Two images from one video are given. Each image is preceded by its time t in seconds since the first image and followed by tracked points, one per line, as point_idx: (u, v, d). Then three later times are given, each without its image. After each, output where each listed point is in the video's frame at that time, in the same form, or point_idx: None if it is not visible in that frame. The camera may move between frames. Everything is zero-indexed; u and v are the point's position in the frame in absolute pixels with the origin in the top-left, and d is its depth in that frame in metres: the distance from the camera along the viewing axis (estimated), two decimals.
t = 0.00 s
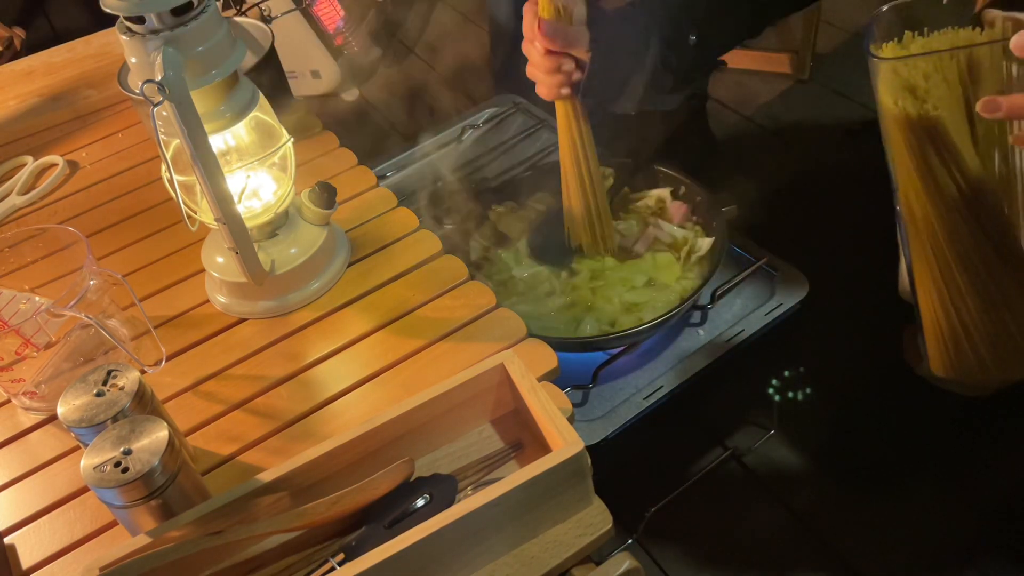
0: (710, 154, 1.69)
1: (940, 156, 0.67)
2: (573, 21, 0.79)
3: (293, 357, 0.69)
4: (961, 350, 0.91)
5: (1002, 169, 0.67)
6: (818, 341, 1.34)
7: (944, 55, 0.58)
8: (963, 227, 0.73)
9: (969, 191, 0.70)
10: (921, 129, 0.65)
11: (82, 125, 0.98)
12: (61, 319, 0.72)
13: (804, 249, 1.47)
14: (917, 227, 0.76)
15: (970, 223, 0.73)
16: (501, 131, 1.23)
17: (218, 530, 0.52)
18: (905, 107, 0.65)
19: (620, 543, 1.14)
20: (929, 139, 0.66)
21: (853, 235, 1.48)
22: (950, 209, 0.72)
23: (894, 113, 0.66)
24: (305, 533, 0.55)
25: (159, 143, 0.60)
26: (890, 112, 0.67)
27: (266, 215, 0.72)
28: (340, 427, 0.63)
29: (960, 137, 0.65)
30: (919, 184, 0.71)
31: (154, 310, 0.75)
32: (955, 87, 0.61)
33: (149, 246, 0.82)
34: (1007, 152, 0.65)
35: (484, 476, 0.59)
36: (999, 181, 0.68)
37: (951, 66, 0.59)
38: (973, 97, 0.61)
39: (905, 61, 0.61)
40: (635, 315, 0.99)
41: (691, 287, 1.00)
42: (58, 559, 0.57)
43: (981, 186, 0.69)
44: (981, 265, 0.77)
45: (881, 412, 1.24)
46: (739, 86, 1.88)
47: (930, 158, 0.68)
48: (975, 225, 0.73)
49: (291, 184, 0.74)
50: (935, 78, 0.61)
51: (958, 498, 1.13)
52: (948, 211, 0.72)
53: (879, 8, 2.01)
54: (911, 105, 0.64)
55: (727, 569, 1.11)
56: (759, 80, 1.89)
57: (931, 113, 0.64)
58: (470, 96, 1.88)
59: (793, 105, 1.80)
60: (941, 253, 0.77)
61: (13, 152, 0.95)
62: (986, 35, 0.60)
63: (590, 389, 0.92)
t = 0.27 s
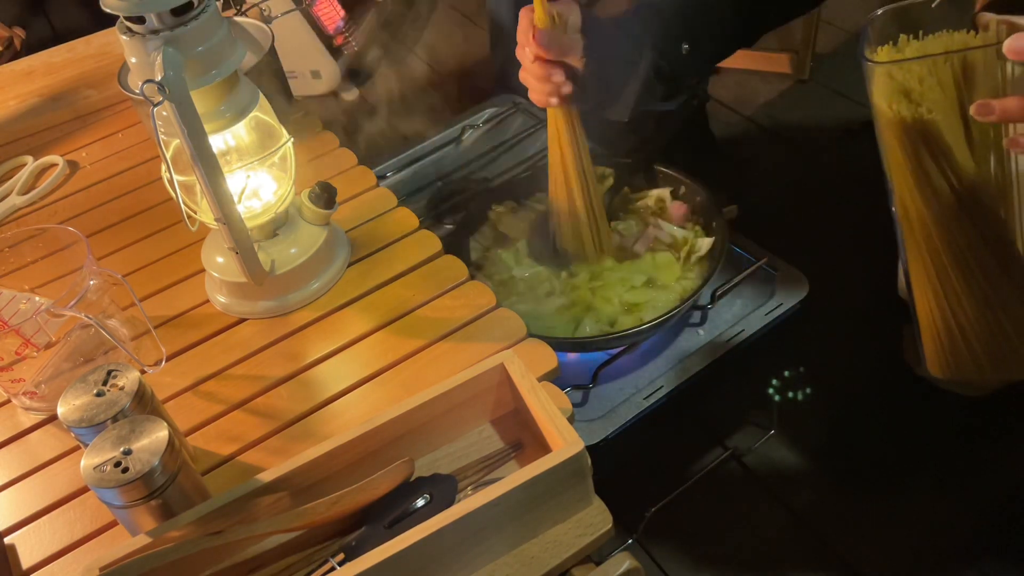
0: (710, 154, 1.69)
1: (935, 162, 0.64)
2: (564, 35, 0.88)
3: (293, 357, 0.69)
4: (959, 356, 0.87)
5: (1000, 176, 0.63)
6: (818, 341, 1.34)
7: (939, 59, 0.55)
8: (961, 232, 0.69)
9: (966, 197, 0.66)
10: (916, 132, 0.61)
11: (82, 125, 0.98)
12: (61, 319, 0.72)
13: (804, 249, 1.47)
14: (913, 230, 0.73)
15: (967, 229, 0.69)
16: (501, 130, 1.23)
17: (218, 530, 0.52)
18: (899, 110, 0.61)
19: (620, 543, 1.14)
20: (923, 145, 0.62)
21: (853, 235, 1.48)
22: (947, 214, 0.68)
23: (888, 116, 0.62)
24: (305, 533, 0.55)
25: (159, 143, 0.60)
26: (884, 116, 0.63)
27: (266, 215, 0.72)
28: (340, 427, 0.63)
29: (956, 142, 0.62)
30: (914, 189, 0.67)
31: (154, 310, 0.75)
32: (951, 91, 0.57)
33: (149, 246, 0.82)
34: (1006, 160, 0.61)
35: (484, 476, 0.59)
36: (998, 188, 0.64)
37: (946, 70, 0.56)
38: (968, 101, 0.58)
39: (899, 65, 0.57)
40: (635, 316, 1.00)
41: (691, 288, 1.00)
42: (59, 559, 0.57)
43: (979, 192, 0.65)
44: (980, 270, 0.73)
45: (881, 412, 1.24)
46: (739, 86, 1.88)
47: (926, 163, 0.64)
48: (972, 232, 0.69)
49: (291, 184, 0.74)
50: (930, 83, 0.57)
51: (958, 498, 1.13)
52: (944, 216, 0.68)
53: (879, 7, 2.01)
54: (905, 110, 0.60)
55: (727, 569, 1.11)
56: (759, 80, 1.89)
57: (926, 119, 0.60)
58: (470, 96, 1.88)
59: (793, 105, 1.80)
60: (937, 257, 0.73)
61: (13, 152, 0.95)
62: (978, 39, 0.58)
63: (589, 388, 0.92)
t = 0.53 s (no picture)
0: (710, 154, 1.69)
1: (934, 162, 0.65)
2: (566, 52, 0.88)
3: (293, 357, 0.69)
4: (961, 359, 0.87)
5: (996, 174, 0.65)
6: (818, 341, 1.34)
7: (935, 58, 0.57)
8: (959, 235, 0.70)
9: (965, 198, 0.67)
10: (912, 132, 0.63)
11: (82, 125, 0.98)
12: (60, 319, 0.72)
13: (804, 250, 1.47)
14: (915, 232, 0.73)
15: (966, 231, 0.69)
16: (501, 131, 1.23)
17: (218, 530, 0.52)
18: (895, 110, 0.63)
19: (620, 543, 1.14)
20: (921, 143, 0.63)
21: (853, 236, 1.48)
22: (946, 216, 0.69)
23: (886, 114, 0.64)
24: (306, 533, 0.55)
25: (159, 143, 0.60)
26: (881, 117, 0.64)
27: (266, 215, 0.72)
28: (340, 427, 0.63)
29: (952, 141, 0.63)
30: (911, 190, 0.69)
31: (154, 310, 0.75)
32: (948, 90, 0.59)
33: (149, 246, 0.81)
34: (1002, 157, 0.63)
35: (484, 476, 0.59)
36: (994, 186, 0.66)
37: (943, 69, 0.57)
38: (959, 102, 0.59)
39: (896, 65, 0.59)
40: (635, 316, 1.00)
41: (691, 288, 1.00)
42: (59, 559, 0.57)
43: (977, 192, 0.66)
44: (980, 274, 0.73)
45: (881, 412, 1.24)
46: (739, 86, 1.88)
47: (924, 165, 0.66)
48: (971, 234, 0.70)
49: (291, 184, 0.74)
50: (928, 82, 0.59)
51: (957, 498, 1.13)
52: (944, 217, 0.69)
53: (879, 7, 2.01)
54: (903, 110, 0.62)
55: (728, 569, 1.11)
56: (759, 80, 1.89)
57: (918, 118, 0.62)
58: (469, 96, 1.88)
59: (793, 105, 1.80)
60: (937, 261, 0.74)
61: (14, 152, 0.95)
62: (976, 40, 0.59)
63: (589, 388, 0.92)
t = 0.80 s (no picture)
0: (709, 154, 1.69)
1: (938, 170, 0.56)
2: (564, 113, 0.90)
3: (293, 357, 0.69)
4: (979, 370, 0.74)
5: (996, 180, 0.55)
6: (818, 341, 1.34)
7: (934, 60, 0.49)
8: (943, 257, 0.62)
9: (964, 206, 0.57)
10: (910, 137, 0.55)
11: (82, 125, 0.98)
12: (60, 319, 0.72)
13: (804, 250, 1.47)
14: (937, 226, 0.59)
15: (977, 239, 0.58)
16: (501, 131, 1.23)
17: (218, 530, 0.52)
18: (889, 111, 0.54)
19: (620, 543, 1.14)
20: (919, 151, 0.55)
21: (853, 236, 1.48)
22: (948, 225, 0.59)
23: (882, 119, 0.55)
24: (306, 533, 0.55)
25: (159, 143, 0.60)
26: (878, 120, 0.56)
27: (266, 215, 0.72)
28: (340, 427, 0.63)
29: (954, 146, 0.54)
30: (911, 193, 0.59)
31: (154, 310, 0.75)
32: (947, 93, 0.51)
33: (150, 246, 0.82)
34: (1003, 163, 0.54)
35: (484, 476, 0.59)
36: (994, 195, 0.56)
37: (939, 69, 0.50)
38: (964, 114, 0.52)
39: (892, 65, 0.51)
40: (635, 316, 1.00)
41: (692, 288, 1.00)
42: (58, 559, 0.57)
43: (977, 199, 0.56)
44: (988, 289, 0.62)
45: (881, 412, 1.24)
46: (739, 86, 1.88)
47: (926, 170, 0.56)
48: (982, 241, 0.58)
49: (291, 184, 0.74)
50: (927, 83, 0.51)
51: (957, 498, 1.13)
52: (952, 221, 0.58)
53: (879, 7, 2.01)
54: (901, 114, 0.53)
55: (728, 569, 1.11)
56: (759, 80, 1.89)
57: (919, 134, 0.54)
58: (469, 95, 1.88)
59: (793, 105, 1.80)
60: (939, 275, 0.64)
61: (14, 151, 0.95)
62: (976, 42, 0.52)
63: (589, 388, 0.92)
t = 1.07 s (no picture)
0: (710, 154, 1.69)
1: (939, 175, 0.51)
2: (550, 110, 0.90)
3: (294, 357, 0.69)
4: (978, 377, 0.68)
5: (998, 184, 0.50)
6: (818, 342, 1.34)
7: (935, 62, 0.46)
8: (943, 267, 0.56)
9: (965, 208, 0.51)
10: (910, 140, 0.50)
11: (82, 125, 0.98)
12: (60, 319, 0.72)
13: (804, 250, 1.47)
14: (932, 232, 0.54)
15: (978, 246, 0.53)
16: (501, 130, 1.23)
17: (218, 530, 0.52)
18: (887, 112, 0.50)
19: (620, 543, 1.14)
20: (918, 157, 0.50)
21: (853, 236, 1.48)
22: (950, 230, 0.53)
23: (881, 123, 0.51)
24: (306, 533, 0.54)
25: (159, 143, 0.60)
26: (877, 122, 0.51)
27: (266, 215, 0.72)
28: (340, 427, 0.63)
29: (954, 149, 0.50)
30: (911, 195, 0.53)
31: (154, 310, 0.75)
32: (948, 97, 0.47)
33: (150, 246, 0.82)
34: (1005, 167, 0.49)
35: (484, 476, 0.59)
36: (998, 199, 0.50)
37: (941, 72, 0.46)
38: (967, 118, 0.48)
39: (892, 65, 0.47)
40: (635, 316, 1.00)
41: (691, 287, 1.00)
42: (58, 559, 0.57)
43: (978, 201, 0.51)
44: (993, 301, 0.56)
45: (880, 411, 1.24)
46: (739, 86, 1.88)
47: (927, 174, 0.51)
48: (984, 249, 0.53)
49: (291, 184, 0.74)
50: (927, 85, 0.47)
51: (957, 498, 1.13)
52: (954, 228, 0.53)
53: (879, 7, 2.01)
54: (900, 118, 0.49)
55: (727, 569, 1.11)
56: (759, 80, 1.89)
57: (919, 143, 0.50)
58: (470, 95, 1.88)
59: (793, 105, 1.80)
60: (941, 285, 0.58)
61: (14, 152, 0.95)
62: (976, 45, 0.49)
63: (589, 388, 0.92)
